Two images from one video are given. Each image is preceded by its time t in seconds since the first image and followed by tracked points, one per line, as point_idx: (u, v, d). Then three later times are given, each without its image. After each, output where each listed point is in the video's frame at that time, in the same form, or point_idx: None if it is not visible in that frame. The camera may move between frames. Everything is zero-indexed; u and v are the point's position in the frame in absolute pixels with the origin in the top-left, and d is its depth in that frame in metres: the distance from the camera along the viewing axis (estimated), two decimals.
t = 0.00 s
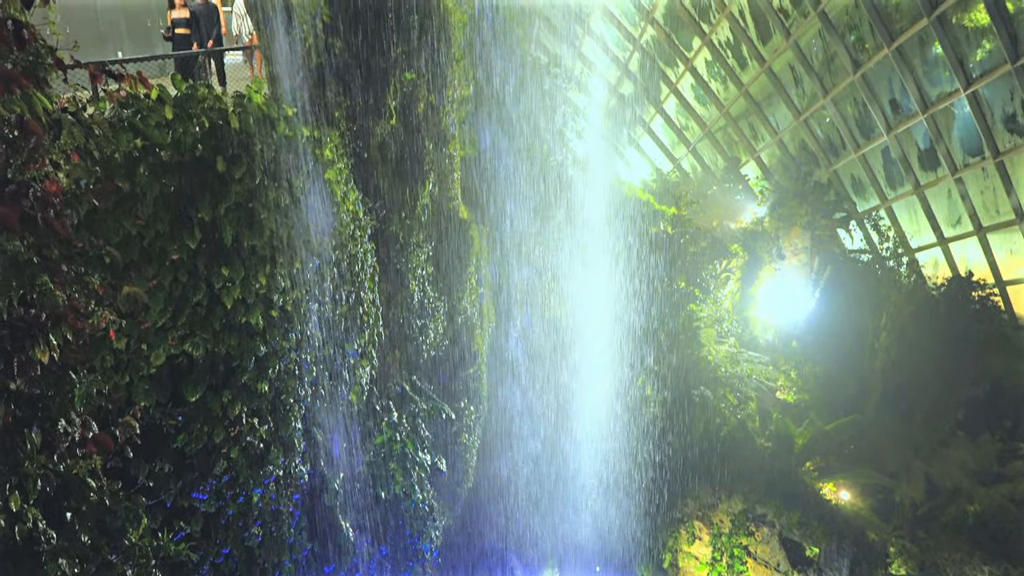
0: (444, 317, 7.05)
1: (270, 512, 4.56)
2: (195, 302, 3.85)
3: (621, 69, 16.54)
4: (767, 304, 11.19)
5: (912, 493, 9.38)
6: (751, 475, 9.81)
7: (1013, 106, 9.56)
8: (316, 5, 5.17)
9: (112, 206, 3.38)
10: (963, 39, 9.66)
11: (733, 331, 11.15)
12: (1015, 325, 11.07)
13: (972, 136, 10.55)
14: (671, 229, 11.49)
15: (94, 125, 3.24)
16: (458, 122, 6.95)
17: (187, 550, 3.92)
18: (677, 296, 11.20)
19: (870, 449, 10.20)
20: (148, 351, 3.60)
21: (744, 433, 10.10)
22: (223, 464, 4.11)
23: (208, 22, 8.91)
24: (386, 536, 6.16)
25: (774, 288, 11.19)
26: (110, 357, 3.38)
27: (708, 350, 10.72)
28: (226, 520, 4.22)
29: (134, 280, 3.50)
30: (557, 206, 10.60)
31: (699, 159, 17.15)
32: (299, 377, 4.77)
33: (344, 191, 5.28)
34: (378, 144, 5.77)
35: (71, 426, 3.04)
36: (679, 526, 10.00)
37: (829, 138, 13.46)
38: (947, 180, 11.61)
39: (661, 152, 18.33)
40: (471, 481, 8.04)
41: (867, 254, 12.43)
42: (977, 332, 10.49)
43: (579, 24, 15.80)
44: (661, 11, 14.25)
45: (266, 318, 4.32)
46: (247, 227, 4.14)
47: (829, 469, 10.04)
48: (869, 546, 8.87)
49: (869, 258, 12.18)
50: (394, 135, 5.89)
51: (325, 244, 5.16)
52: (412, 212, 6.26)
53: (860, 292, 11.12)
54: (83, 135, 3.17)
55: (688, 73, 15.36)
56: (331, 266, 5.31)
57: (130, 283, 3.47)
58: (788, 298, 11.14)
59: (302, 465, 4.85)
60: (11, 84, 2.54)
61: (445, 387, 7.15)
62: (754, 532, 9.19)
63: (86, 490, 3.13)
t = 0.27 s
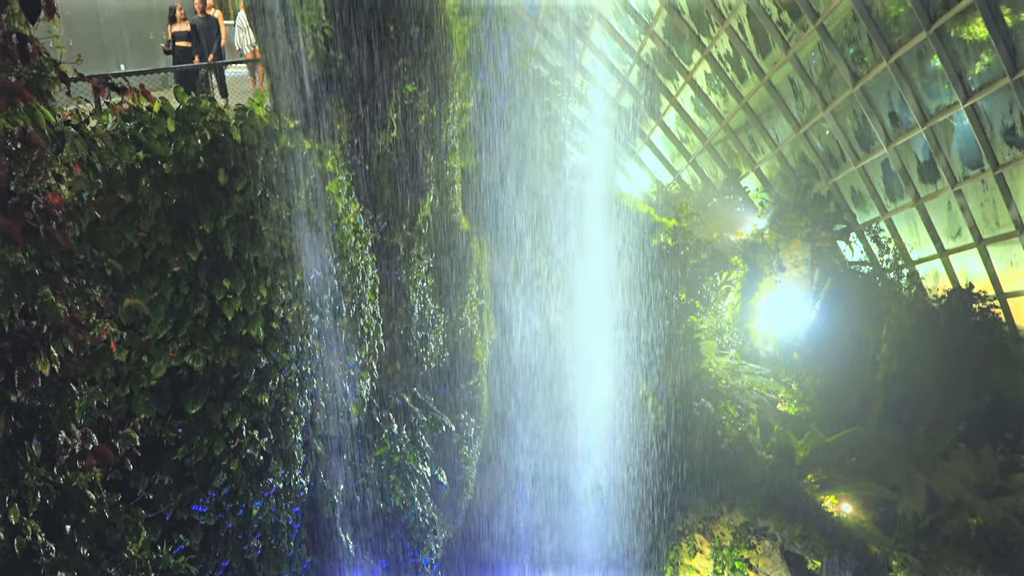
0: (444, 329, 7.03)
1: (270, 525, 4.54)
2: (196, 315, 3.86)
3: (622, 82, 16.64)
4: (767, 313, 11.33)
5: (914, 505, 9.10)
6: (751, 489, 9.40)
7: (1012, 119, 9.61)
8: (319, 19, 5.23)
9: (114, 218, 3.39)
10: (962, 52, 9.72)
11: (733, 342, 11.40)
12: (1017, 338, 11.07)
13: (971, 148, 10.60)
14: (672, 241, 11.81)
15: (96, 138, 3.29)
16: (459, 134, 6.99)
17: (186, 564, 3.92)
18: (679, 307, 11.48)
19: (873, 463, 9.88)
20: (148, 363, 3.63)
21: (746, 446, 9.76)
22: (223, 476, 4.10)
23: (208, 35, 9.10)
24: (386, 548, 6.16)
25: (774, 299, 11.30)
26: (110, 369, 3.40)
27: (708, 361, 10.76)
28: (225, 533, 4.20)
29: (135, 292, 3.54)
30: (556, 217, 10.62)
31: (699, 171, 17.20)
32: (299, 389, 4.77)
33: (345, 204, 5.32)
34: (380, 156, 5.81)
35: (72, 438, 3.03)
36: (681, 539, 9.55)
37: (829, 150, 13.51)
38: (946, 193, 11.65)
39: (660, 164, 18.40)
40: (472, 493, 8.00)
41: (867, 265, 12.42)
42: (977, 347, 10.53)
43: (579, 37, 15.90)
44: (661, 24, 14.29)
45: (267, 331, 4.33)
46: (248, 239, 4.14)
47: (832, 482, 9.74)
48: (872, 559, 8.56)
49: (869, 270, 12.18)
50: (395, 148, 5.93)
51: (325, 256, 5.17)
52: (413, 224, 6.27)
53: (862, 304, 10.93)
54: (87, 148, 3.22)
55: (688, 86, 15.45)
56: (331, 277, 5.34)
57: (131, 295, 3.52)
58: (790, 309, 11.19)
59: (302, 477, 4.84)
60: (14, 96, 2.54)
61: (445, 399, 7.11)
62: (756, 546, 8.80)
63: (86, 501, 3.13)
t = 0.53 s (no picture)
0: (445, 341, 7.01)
1: (269, 538, 4.50)
2: (197, 326, 3.88)
3: (622, 95, 16.66)
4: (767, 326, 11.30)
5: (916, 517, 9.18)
6: (755, 500, 9.42)
7: (1012, 130, 9.65)
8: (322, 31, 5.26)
9: (116, 230, 3.44)
10: (961, 65, 9.79)
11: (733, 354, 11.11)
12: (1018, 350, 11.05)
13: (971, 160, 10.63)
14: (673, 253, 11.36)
15: (99, 151, 3.34)
16: (460, 146, 7.01)
17: None
18: (681, 318, 11.02)
19: (877, 474, 10.04)
20: (149, 374, 3.64)
21: (747, 456, 9.78)
22: (223, 488, 4.09)
23: (208, 47, 9.16)
24: (386, 561, 6.12)
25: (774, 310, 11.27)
26: (112, 381, 3.41)
27: (708, 373, 10.59)
28: (226, 545, 4.20)
29: (137, 304, 3.55)
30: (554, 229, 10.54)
31: (700, 182, 17.23)
32: (300, 401, 4.75)
33: (347, 215, 5.36)
34: (381, 168, 5.83)
35: (72, 451, 3.05)
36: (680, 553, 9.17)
37: (830, 162, 13.55)
38: (946, 205, 11.67)
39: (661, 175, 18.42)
40: (473, 504, 7.97)
41: (868, 276, 12.42)
42: (977, 358, 10.81)
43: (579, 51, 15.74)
44: (661, 37, 14.53)
45: (268, 342, 4.33)
46: (250, 250, 4.15)
47: (834, 492, 9.78)
48: (874, 572, 8.52)
49: (870, 281, 12.18)
50: (396, 160, 5.95)
51: (325, 267, 5.18)
52: (414, 235, 6.29)
53: (863, 316, 11.26)
54: (89, 161, 3.24)
55: (688, 98, 15.53)
56: (332, 289, 5.36)
57: (133, 307, 3.53)
58: (790, 322, 11.30)
59: (302, 489, 4.81)
60: (16, 110, 2.57)
61: (446, 411, 7.07)
62: (758, 559, 8.57)
63: (86, 514, 3.13)
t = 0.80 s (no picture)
0: (446, 352, 7.00)
1: (269, 550, 4.51)
2: (198, 337, 3.89)
3: (621, 105, 16.91)
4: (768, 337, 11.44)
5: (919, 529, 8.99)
6: (755, 511, 9.38)
7: (1011, 141, 9.70)
8: (323, 44, 5.25)
9: (118, 241, 3.48)
10: (960, 76, 9.84)
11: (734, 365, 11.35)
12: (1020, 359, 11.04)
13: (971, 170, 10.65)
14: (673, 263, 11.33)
15: (100, 162, 3.37)
16: (461, 157, 7.05)
17: None
18: (679, 329, 11.17)
19: (879, 485, 9.84)
20: (150, 386, 3.67)
21: (749, 469, 9.66)
22: (223, 500, 4.12)
23: (209, 59, 9.24)
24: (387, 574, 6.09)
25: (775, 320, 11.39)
26: (112, 393, 3.43)
27: (709, 384, 10.62)
28: (226, 557, 4.22)
29: (138, 315, 3.60)
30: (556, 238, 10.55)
31: (700, 193, 17.26)
32: (301, 413, 4.74)
33: (347, 227, 5.39)
34: (382, 179, 5.87)
35: (73, 462, 3.06)
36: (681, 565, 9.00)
37: (829, 173, 13.58)
38: (946, 215, 11.69)
39: (661, 186, 18.47)
40: (474, 515, 7.92)
41: (869, 287, 12.43)
42: (978, 367, 10.61)
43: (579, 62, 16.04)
44: (661, 48, 14.68)
45: (268, 353, 4.33)
46: (251, 262, 4.18)
47: (837, 504, 9.65)
48: None
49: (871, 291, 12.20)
50: (397, 172, 6.00)
51: (326, 279, 5.19)
52: (414, 246, 6.31)
53: (863, 326, 11.12)
54: (91, 173, 3.31)
55: (688, 109, 15.64)
56: (334, 301, 5.40)
57: (134, 318, 3.58)
58: (790, 334, 11.40)
59: (302, 501, 4.79)
60: (19, 122, 2.67)
61: (447, 423, 7.07)
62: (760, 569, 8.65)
63: (86, 526, 3.14)
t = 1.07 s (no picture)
0: (447, 361, 6.99)
1: (270, 561, 4.54)
2: (199, 348, 3.96)
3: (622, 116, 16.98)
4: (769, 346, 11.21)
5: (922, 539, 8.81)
6: (757, 521, 9.31)
7: (1010, 151, 9.69)
8: (324, 55, 5.26)
9: (120, 251, 3.52)
10: (959, 86, 9.89)
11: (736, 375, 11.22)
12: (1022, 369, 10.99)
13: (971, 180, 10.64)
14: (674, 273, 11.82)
15: (103, 173, 3.38)
16: (461, 168, 7.07)
17: None
18: (681, 338, 11.44)
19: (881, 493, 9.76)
20: (151, 397, 3.73)
21: (750, 480, 9.60)
22: (224, 510, 4.16)
23: (210, 70, 9.31)
24: None
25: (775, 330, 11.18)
26: (113, 404, 3.51)
27: (711, 394, 10.56)
28: (226, 568, 4.25)
29: (140, 325, 3.63)
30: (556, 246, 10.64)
31: (700, 203, 17.28)
32: (302, 423, 4.82)
33: (349, 237, 5.42)
34: (383, 189, 5.89)
35: (74, 473, 3.05)
36: None
37: (829, 182, 13.59)
38: (947, 224, 11.66)
39: (662, 196, 18.51)
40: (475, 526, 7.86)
41: (870, 297, 12.43)
42: (979, 377, 10.49)
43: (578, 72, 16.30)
44: (660, 59, 14.73)
45: (270, 363, 4.42)
46: (253, 273, 4.25)
47: (838, 515, 9.43)
48: None
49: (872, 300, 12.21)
50: (398, 182, 6.02)
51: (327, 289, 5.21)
52: (415, 257, 6.32)
53: (864, 336, 10.90)
54: (93, 184, 3.29)
55: (688, 119, 15.64)
56: (335, 311, 5.43)
57: (135, 329, 3.61)
58: (789, 342, 11.10)
59: (303, 511, 4.84)
60: (23, 134, 2.68)
61: (448, 433, 7.05)
62: None
63: (86, 537, 3.17)
